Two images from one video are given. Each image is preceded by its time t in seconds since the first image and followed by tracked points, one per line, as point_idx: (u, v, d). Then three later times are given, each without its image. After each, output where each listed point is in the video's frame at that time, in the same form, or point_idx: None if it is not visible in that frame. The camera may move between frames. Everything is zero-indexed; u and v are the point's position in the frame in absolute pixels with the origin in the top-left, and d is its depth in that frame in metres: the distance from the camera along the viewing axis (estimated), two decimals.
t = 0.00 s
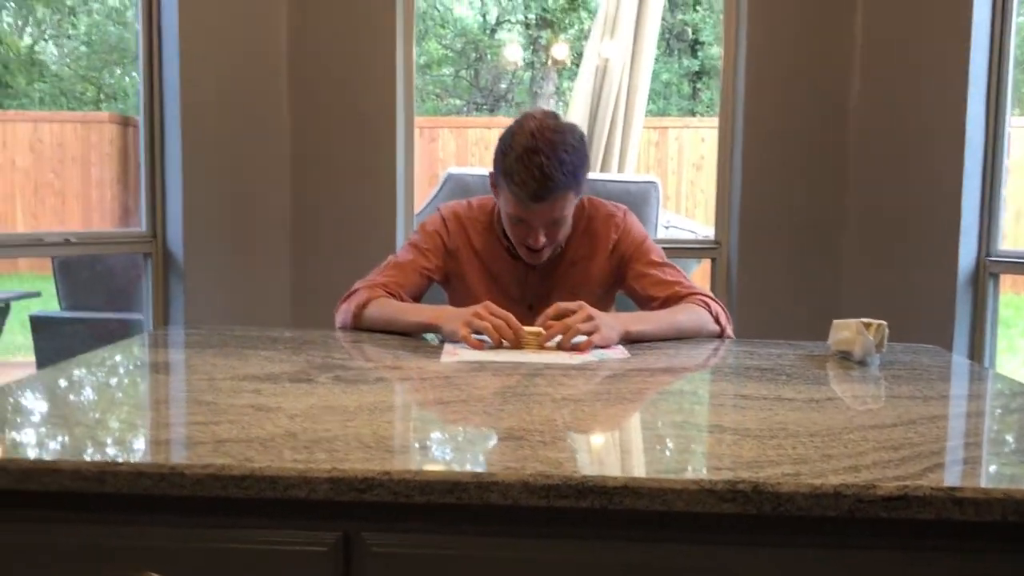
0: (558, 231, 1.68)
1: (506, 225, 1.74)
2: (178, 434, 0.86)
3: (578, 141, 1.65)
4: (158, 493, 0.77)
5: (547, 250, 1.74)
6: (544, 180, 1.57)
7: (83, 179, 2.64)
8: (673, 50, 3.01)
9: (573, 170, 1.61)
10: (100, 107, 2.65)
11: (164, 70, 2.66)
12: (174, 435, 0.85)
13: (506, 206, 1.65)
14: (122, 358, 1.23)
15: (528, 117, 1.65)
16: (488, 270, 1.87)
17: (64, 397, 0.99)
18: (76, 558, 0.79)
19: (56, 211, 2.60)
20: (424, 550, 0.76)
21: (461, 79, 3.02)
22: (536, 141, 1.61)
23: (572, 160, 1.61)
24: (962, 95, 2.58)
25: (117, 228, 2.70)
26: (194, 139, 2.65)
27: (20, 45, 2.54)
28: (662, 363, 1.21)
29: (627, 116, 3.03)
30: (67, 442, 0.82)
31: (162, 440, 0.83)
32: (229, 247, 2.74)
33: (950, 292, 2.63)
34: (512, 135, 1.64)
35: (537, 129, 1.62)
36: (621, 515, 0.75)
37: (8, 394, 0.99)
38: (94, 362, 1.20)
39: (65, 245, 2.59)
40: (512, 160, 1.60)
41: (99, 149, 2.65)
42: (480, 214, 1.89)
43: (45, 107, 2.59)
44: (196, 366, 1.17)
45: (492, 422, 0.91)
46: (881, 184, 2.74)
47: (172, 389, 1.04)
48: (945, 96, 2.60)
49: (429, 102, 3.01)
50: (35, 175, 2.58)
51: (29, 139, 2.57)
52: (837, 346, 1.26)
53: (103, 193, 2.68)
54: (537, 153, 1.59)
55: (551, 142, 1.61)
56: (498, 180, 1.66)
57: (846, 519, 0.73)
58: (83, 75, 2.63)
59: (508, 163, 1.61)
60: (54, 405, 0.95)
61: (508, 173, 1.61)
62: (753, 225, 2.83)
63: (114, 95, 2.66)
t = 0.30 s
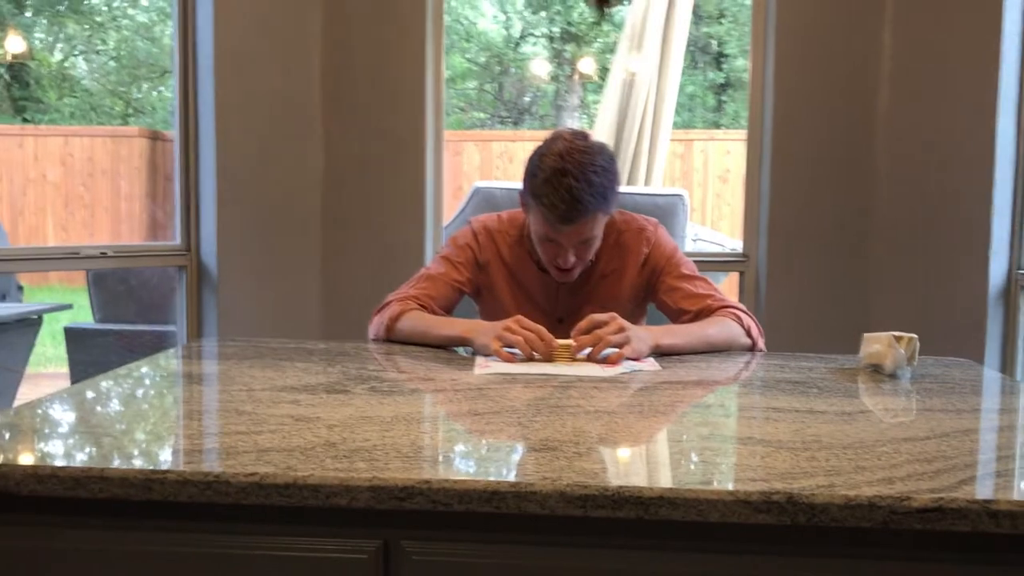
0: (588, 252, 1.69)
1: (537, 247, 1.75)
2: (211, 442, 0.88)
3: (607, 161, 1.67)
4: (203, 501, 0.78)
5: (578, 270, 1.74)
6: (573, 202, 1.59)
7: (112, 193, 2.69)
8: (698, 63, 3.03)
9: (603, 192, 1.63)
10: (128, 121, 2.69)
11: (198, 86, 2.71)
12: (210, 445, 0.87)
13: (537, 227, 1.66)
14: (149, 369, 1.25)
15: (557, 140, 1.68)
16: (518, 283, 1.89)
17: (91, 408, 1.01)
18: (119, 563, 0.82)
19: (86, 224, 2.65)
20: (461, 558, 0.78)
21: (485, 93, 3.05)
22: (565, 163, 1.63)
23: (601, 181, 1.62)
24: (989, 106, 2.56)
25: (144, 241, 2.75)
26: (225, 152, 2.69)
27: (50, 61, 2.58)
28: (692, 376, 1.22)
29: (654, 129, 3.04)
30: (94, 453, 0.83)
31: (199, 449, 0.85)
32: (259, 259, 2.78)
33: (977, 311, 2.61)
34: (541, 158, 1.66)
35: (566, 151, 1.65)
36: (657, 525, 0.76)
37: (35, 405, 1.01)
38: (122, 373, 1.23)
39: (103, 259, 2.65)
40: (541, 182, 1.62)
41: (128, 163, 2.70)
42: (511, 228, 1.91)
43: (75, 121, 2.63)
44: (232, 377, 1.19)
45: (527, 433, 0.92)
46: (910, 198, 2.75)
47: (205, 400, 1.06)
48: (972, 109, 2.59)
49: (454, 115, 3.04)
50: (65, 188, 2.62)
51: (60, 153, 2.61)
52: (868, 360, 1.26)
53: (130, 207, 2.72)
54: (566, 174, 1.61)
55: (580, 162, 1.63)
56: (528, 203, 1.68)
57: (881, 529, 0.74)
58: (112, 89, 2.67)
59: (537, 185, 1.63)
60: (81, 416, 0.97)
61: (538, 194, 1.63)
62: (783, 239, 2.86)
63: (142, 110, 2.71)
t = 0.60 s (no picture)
0: (603, 248, 1.68)
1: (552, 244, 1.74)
2: (225, 436, 0.88)
3: (623, 156, 1.67)
4: (219, 494, 0.79)
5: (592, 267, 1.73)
6: (589, 196, 1.58)
7: (125, 191, 2.70)
8: (711, 64, 3.04)
9: (619, 187, 1.63)
10: (141, 120, 2.71)
11: (212, 86, 2.72)
12: (224, 439, 0.87)
13: (552, 221, 1.66)
14: (160, 368, 1.25)
15: (574, 135, 1.68)
16: (532, 283, 1.89)
17: (102, 407, 1.00)
18: (134, 555, 0.82)
19: (99, 223, 2.66)
20: (477, 552, 0.78)
21: (497, 93, 3.05)
22: (581, 158, 1.63)
23: (618, 176, 1.62)
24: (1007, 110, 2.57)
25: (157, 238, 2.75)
26: (239, 151, 2.70)
27: (65, 60, 2.59)
28: (707, 375, 1.22)
29: (668, 131, 3.04)
30: (105, 450, 0.82)
31: (212, 443, 0.85)
32: (272, 258, 2.79)
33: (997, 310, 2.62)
34: (558, 152, 1.67)
35: (582, 145, 1.65)
36: (673, 521, 0.76)
37: (46, 403, 1.01)
38: (133, 371, 1.22)
39: (116, 255, 2.66)
40: (557, 176, 1.62)
41: (141, 162, 2.71)
42: (525, 226, 1.91)
43: (89, 120, 2.64)
44: (245, 373, 1.19)
45: (542, 429, 0.92)
46: (926, 200, 2.74)
47: (218, 396, 1.06)
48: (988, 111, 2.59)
49: (466, 116, 3.04)
50: (79, 186, 2.64)
51: (74, 151, 2.62)
52: (884, 360, 1.26)
53: (144, 205, 2.73)
54: (582, 169, 1.61)
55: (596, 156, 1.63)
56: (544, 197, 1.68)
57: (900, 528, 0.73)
58: (125, 89, 2.68)
59: (553, 179, 1.63)
60: (91, 415, 0.96)
61: (554, 187, 1.63)
62: (798, 241, 2.85)
63: (155, 109, 2.72)
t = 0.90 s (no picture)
0: (597, 216, 1.66)
1: (545, 214, 1.72)
2: (215, 425, 0.87)
3: (621, 128, 1.69)
4: (207, 482, 0.78)
5: (585, 239, 1.71)
6: (589, 146, 1.59)
7: (119, 182, 2.69)
8: (706, 56, 3.03)
9: (617, 147, 1.64)
10: (136, 111, 2.69)
11: (205, 75, 2.71)
12: (213, 427, 0.86)
13: (548, 182, 1.64)
14: (155, 359, 1.23)
15: (572, 105, 1.70)
16: (525, 273, 1.88)
17: (97, 399, 0.98)
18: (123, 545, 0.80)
19: (93, 214, 2.65)
20: (467, 542, 0.77)
21: (492, 85, 3.04)
22: (580, 119, 1.65)
23: (615, 141, 1.63)
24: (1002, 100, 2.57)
25: (151, 229, 2.74)
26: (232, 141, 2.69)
27: (58, 50, 2.58)
28: (700, 364, 1.22)
29: (663, 123, 3.04)
30: (101, 440, 0.81)
31: (202, 431, 0.84)
32: (266, 249, 2.78)
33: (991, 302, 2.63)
34: (557, 118, 1.68)
35: (581, 112, 1.66)
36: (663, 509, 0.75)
37: (39, 394, 0.99)
38: (127, 362, 1.21)
39: (107, 244, 2.65)
40: (556, 136, 1.63)
41: (135, 153, 2.69)
42: (518, 216, 1.90)
43: (83, 111, 2.63)
44: (235, 362, 1.19)
45: (533, 418, 0.91)
46: (919, 192, 2.74)
47: (209, 384, 1.05)
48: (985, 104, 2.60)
49: (461, 107, 3.03)
50: (72, 176, 2.62)
51: (68, 142, 2.61)
52: (878, 349, 1.25)
53: (138, 195, 2.72)
54: (581, 127, 1.63)
55: (595, 121, 1.64)
56: (541, 162, 1.67)
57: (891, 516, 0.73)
58: (119, 80, 2.67)
59: (552, 139, 1.63)
60: (87, 406, 0.94)
61: (551, 146, 1.62)
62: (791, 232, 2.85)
63: (150, 100, 2.71)
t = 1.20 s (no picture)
0: (581, 197, 1.66)
1: (529, 197, 1.72)
2: (201, 416, 0.87)
3: (604, 110, 1.69)
4: (192, 474, 0.78)
5: (569, 222, 1.70)
6: (572, 125, 1.59)
7: (103, 172, 2.66)
8: (691, 42, 3.02)
9: (600, 127, 1.64)
10: (119, 100, 2.67)
11: (187, 63, 2.68)
12: (199, 418, 0.86)
13: (530, 164, 1.64)
14: (142, 351, 1.22)
15: (555, 87, 1.70)
16: (510, 260, 1.87)
17: (84, 390, 0.98)
18: (111, 539, 0.80)
19: (77, 204, 2.62)
20: (453, 531, 0.77)
21: (478, 72, 3.03)
22: (562, 99, 1.65)
23: (598, 121, 1.63)
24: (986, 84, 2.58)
25: (135, 219, 2.72)
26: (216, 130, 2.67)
27: (39, 39, 2.54)
28: (685, 351, 1.22)
29: (648, 109, 3.03)
30: (89, 433, 0.80)
31: (188, 423, 0.84)
32: (252, 238, 2.76)
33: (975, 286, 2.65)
34: (539, 100, 1.68)
35: (564, 94, 1.66)
36: (647, 496, 0.76)
37: (26, 386, 0.99)
38: (114, 354, 1.20)
39: (91, 235, 2.63)
40: (539, 117, 1.62)
41: (118, 142, 2.67)
42: (502, 204, 1.90)
43: (65, 100, 2.60)
44: (220, 352, 1.18)
45: (519, 406, 0.91)
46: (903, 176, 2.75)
47: (195, 375, 1.05)
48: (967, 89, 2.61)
49: (446, 94, 3.02)
50: (55, 167, 2.59)
51: (50, 132, 2.57)
52: (861, 334, 1.26)
53: (122, 184, 2.70)
54: (564, 107, 1.63)
55: (577, 102, 1.64)
56: (523, 144, 1.67)
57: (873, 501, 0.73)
58: (102, 68, 2.64)
59: (534, 120, 1.63)
60: (74, 397, 0.94)
61: (534, 127, 1.62)
62: (776, 218, 2.86)
63: (133, 89, 2.68)
